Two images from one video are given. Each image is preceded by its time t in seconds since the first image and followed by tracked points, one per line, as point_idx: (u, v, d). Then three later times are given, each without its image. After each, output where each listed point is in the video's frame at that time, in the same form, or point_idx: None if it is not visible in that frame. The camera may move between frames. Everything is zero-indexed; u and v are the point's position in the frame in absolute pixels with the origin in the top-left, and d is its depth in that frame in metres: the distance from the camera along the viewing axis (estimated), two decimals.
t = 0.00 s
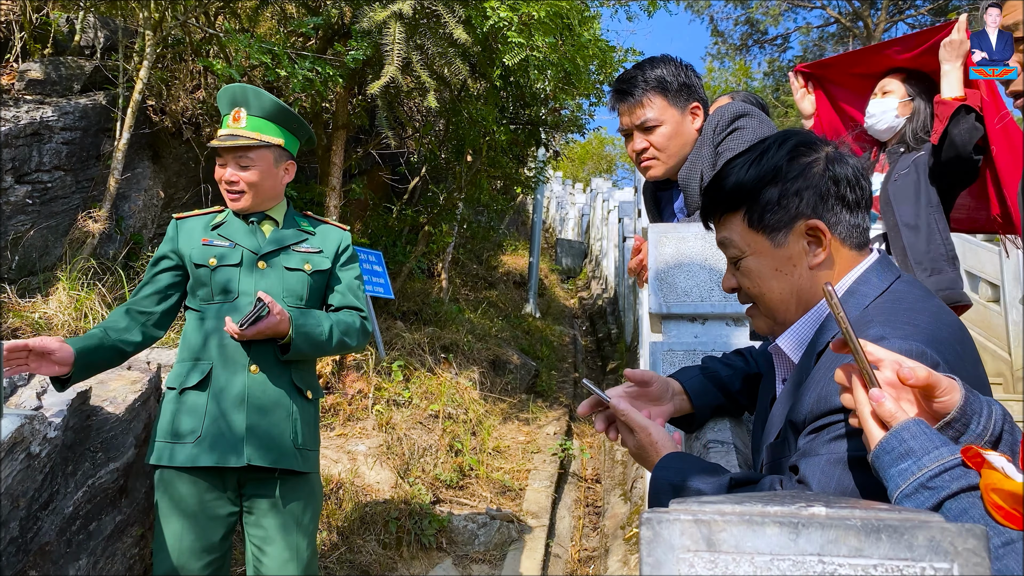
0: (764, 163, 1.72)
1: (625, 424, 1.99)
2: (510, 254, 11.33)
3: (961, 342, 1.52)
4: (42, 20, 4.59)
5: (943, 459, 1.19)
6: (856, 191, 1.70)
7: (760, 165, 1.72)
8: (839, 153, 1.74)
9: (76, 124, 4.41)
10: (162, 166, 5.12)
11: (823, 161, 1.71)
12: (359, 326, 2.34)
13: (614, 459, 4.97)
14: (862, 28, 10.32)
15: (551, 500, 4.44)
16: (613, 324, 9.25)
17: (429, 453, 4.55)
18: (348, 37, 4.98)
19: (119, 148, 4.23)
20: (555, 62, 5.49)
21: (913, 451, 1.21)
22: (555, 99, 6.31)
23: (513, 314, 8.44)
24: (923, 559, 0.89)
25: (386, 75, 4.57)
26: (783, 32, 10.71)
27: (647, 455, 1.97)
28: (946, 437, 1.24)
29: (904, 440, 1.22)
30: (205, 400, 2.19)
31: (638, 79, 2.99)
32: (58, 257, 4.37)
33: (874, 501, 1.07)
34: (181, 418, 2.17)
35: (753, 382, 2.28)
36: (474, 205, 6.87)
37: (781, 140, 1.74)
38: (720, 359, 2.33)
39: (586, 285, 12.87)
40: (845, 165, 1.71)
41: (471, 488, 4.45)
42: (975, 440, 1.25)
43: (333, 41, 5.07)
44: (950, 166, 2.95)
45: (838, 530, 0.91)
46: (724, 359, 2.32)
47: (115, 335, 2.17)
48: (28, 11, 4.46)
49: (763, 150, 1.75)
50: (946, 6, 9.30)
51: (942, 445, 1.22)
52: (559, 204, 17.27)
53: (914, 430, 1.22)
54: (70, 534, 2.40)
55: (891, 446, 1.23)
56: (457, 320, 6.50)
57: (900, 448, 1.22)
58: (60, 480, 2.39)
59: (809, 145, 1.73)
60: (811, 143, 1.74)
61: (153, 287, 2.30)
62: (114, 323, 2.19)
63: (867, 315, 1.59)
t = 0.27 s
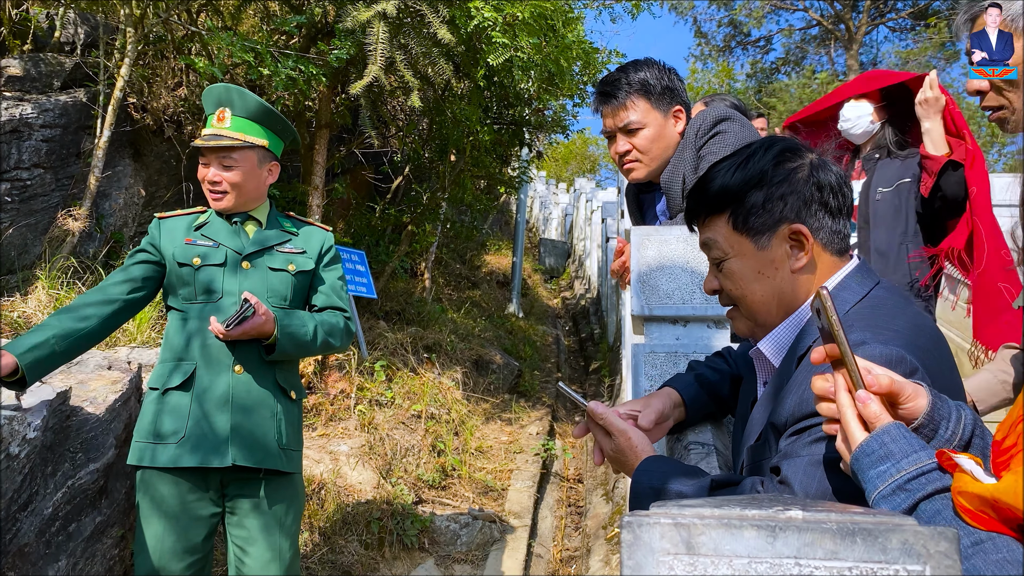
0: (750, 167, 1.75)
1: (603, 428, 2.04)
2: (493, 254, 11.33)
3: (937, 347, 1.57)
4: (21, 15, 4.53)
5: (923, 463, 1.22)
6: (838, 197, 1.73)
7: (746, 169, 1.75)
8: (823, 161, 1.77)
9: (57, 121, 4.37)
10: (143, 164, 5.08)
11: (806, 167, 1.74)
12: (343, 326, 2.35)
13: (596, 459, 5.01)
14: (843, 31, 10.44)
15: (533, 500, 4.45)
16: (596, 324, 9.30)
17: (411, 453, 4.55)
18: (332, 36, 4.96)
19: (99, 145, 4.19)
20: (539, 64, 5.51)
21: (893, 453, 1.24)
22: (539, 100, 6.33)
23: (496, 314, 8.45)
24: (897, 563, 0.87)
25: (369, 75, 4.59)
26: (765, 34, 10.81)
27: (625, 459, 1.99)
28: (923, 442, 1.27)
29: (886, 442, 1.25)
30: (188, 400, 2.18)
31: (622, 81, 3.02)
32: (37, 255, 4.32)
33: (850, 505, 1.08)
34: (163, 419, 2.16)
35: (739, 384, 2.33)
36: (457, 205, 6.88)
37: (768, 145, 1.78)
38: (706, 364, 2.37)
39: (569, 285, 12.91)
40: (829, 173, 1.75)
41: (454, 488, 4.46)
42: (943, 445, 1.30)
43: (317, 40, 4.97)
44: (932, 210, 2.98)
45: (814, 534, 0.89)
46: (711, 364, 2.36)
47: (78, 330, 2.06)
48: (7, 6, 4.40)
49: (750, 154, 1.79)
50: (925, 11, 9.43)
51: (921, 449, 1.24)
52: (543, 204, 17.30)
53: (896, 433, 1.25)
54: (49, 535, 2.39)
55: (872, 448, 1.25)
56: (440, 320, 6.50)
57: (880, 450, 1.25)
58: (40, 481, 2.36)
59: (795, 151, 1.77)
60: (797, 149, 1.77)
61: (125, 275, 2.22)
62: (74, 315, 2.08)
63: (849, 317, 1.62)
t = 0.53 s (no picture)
0: (740, 169, 1.76)
1: (603, 421, 2.04)
2: (480, 253, 11.33)
3: (924, 350, 1.59)
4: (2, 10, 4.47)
5: (891, 442, 1.25)
6: (825, 201, 1.76)
7: (735, 171, 1.77)
8: (812, 164, 1.80)
9: (40, 118, 4.33)
10: (127, 162, 5.03)
11: (794, 170, 1.76)
12: (328, 325, 2.34)
13: (582, 458, 5.03)
14: (829, 33, 10.50)
15: (519, 500, 4.46)
16: (582, 324, 9.32)
17: (397, 452, 4.54)
18: (318, 34, 4.94)
19: (83, 143, 4.15)
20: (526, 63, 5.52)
21: (862, 434, 1.27)
22: (526, 100, 6.34)
23: (483, 313, 8.45)
24: (883, 563, 0.88)
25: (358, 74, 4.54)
26: (751, 35, 10.86)
27: (620, 454, 2.00)
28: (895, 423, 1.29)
29: (855, 421, 1.28)
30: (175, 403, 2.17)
31: (609, 81, 3.03)
32: (20, 253, 4.27)
33: (836, 505, 1.09)
34: (149, 422, 2.14)
35: (724, 383, 2.35)
36: (444, 204, 6.86)
37: (757, 148, 1.79)
38: (691, 364, 2.40)
39: (555, 284, 12.92)
40: (818, 175, 1.77)
41: (439, 487, 4.46)
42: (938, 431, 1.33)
43: (303, 38, 4.99)
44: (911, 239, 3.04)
45: (802, 534, 0.91)
46: (696, 364, 2.38)
47: (65, 334, 2.04)
48: None
49: (740, 156, 1.80)
50: (909, 14, 9.52)
51: (891, 429, 1.27)
52: (529, 204, 17.31)
53: (864, 413, 1.28)
54: (33, 536, 2.37)
55: (843, 427, 1.29)
56: (426, 319, 6.48)
57: (850, 430, 1.28)
58: (23, 481, 2.34)
59: (784, 154, 1.79)
60: (786, 152, 1.79)
61: (109, 277, 2.21)
62: (62, 317, 2.06)
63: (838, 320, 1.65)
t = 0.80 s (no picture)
0: (734, 168, 1.77)
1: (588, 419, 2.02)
2: (469, 253, 11.31)
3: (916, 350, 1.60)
4: None
5: (881, 412, 1.25)
6: (819, 200, 1.78)
7: (730, 171, 1.77)
8: (805, 163, 1.81)
9: (26, 115, 4.28)
10: (114, 159, 4.99)
11: (789, 169, 1.77)
12: (317, 324, 2.32)
13: (571, 458, 5.04)
14: (816, 34, 10.56)
15: (508, 499, 4.46)
16: (571, 324, 9.33)
17: (385, 452, 4.53)
18: (308, 32, 4.91)
19: (69, 140, 4.10)
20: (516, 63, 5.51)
21: (853, 402, 1.28)
22: (515, 99, 6.33)
23: (472, 313, 8.44)
24: (879, 562, 0.88)
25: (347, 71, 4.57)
26: (739, 36, 10.90)
27: (607, 454, 2.00)
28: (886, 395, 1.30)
29: (845, 389, 1.29)
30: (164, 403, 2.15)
31: (600, 80, 3.03)
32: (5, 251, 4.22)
33: (831, 504, 1.10)
34: (137, 422, 2.12)
35: (716, 384, 2.36)
36: (433, 204, 6.85)
37: (751, 147, 1.80)
38: (683, 364, 2.40)
39: (544, 284, 12.92)
40: (812, 175, 1.78)
41: (428, 487, 4.45)
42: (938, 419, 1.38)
43: (292, 36, 4.96)
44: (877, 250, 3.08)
45: (799, 534, 0.90)
46: (688, 364, 2.39)
47: (51, 336, 2.02)
48: None
49: (734, 156, 1.80)
50: (895, 16, 9.58)
51: (882, 400, 1.27)
52: (518, 203, 17.30)
53: (855, 381, 1.29)
54: (19, 536, 2.34)
55: (833, 396, 1.29)
56: (415, 319, 6.46)
57: (841, 398, 1.29)
58: (9, 481, 2.32)
59: (778, 153, 1.80)
60: (779, 152, 1.80)
61: (96, 276, 2.18)
62: (48, 318, 2.03)
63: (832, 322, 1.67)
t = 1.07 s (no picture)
0: (731, 169, 1.77)
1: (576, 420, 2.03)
2: (460, 252, 11.29)
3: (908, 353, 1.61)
4: None
5: (879, 397, 1.24)
6: (816, 200, 1.78)
7: (726, 172, 1.77)
8: (801, 164, 1.81)
9: (15, 112, 4.25)
10: (104, 157, 4.95)
11: (786, 169, 1.78)
12: (307, 323, 2.31)
13: (562, 458, 5.04)
14: (806, 36, 10.60)
15: (499, 499, 4.45)
16: (561, 323, 9.34)
17: (376, 452, 4.52)
18: (299, 31, 4.89)
19: (58, 137, 4.07)
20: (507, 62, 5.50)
21: (851, 385, 1.26)
22: (507, 99, 6.32)
23: (462, 313, 8.43)
24: (875, 562, 0.89)
25: (338, 71, 4.53)
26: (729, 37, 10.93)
27: (597, 454, 2.01)
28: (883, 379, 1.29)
29: (845, 373, 1.28)
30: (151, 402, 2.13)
31: (594, 80, 3.04)
32: None
33: (826, 504, 1.10)
34: (125, 421, 2.11)
35: (709, 385, 2.35)
36: (424, 203, 6.83)
37: (748, 148, 1.81)
38: (676, 365, 2.41)
39: (535, 284, 12.92)
40: (807, 175, 1.79)
41: (419, 487, 4.45)
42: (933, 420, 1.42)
43: (283, 34, 4.93)
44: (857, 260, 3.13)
45: (795, 533, 0.91)
46: (682, 365, 2.39)
47: (40, 335, 2.00)
48: None
49: (730, 156, 1.81)
50: (885, 19, 9.63)
51: (880, 385, 1.26)
52: (509, 203, 17.29)
53: (856, 365, 1.28)
54: (8, 536, 2.32)
55: (832, 378, 1.28)
56: (406, 318, 6.45)
57: (839, 381, 1.28)
58: None
59: (774, 154, 1.80)
60: (776, 152, 1.80)
61: (87, 275, 2.17)
62: (37, 317, 2.02)
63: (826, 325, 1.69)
